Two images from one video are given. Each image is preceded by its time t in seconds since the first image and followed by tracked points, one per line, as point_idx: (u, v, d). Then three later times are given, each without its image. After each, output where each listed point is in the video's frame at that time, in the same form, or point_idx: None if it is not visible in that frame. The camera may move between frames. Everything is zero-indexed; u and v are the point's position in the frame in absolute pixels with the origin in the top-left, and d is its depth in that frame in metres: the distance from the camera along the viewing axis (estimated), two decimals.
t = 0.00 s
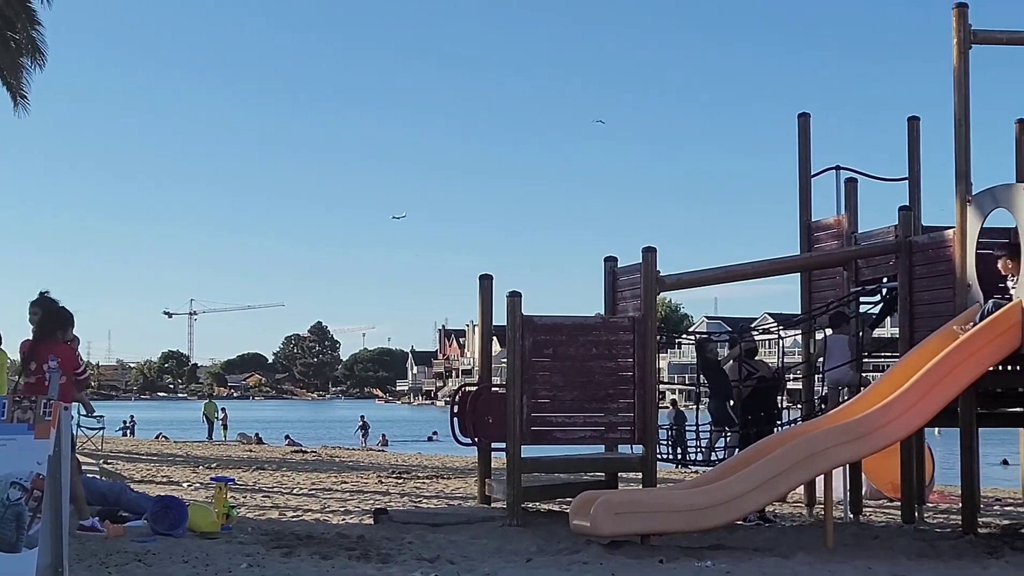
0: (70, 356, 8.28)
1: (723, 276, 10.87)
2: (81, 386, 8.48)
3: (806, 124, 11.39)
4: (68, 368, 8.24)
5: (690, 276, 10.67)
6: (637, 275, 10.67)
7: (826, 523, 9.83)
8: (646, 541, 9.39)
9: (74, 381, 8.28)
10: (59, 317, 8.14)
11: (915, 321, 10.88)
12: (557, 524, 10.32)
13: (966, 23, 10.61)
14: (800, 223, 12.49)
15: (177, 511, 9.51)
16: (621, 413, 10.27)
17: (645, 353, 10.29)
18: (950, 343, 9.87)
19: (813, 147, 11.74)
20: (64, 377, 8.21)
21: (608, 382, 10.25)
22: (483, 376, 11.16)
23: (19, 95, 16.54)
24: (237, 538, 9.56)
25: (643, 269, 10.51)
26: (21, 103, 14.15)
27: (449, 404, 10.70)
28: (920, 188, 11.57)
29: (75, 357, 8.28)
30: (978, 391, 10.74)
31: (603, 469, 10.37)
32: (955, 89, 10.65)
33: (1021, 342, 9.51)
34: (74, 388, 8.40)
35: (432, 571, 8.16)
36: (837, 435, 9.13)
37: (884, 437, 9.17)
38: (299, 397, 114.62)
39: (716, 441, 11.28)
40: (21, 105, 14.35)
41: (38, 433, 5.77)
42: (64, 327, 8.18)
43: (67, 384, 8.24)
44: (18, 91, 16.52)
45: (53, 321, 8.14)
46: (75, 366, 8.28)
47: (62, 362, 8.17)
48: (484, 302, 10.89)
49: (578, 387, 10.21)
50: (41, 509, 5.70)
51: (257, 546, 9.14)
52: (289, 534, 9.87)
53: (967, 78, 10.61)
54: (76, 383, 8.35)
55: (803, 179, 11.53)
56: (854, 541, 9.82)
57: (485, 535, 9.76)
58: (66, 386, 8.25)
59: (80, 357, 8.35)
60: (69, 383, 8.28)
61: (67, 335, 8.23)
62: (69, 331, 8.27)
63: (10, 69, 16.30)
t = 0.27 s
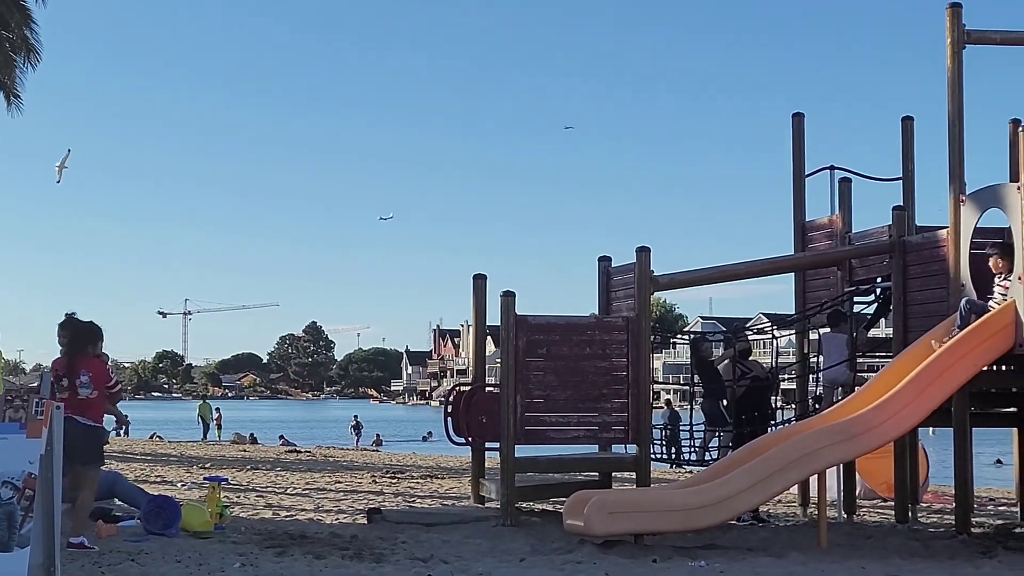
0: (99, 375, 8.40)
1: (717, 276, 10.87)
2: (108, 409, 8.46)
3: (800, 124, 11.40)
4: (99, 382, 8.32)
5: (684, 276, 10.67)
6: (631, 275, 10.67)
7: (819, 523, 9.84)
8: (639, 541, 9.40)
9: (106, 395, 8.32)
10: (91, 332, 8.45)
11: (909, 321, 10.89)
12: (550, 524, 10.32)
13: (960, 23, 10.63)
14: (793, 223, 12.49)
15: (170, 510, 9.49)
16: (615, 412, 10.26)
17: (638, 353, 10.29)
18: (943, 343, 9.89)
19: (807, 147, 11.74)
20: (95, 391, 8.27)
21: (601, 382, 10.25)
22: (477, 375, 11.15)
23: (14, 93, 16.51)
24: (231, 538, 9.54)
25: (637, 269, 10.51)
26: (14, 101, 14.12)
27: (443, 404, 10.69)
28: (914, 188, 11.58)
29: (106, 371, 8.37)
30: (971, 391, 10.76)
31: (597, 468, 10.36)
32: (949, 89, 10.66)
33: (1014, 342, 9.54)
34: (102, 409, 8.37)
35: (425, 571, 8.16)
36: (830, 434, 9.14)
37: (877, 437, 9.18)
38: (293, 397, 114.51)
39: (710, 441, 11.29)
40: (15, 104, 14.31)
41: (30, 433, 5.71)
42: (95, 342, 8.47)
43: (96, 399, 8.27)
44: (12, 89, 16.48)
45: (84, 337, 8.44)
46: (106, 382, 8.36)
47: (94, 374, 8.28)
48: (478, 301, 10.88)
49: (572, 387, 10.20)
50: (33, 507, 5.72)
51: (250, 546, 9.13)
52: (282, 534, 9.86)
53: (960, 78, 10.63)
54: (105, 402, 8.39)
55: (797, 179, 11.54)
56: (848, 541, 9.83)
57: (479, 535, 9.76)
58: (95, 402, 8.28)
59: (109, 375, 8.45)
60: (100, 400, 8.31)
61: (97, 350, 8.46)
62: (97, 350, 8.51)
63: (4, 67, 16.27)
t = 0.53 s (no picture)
0: (133, 377, 8.31)
1: (716, 275, 10.87)
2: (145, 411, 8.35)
3: (799, 123, 11.41)
4: (131, 384, 8.22)
5: (683, 275, 10.68)
6: (630, 274, 10.67)
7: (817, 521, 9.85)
8: (638, 539, 9.40)
9: (139, 396, 8.21)
10: (123, 333, 8.36)
11: (907, 321, 10.89)
12: (548, 522, 10.32)
13: (959, 22, 10.64)
14: (792, 222, 12.50)
15: (170, 507, 9.50)
16: (614, 411, 10.27)
17: (637, 352, 10.29)
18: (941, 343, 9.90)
19: (806, 146, 11.74)
20: (127, 393, 8.19)
21: (600, 380, 10.25)
22: (475, 374, 11.15)
23: (13, 91, 16.49)
24: (229, 536, 9.55)
25: (636, 268, 10.51)
26: (13, 98, 14.10)
27: (442, 402, 10.69)
28: (913, 187, 11.59)
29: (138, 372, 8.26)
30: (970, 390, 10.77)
31: (595, 467, 10.36)
32: (947, 88, 10.67)
33: (1012, 341, 9.56)
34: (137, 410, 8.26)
35: (424, 569, 8.17)
36: (828, 433, 9.14)
37: (875, 435, 9.19)
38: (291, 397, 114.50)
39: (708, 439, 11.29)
40: (14, 100, 14.29)
41: (29, 430, 5.73)
42: (127, 344, 8.37)
43: (129, 400, 8.18)
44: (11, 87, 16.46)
45: (115, 340, 8.37)
46: (139, 383, 8.26)
47: (127, 375, 8.18)
48: (476, 300, 10.88)
49: (571, 386, 10.20)
50: (33, 504, 5.71)
51: (248, 543, 9.13)
52: (281, 532, 9.86)
53: (959, 77, 10.64)
54: (141, 404, 8.28)
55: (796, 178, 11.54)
56: (846, 539, 9.84)
57: (477, 533, 9.77)
58: (129, 403, 8.20)
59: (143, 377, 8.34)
60: (134, 401, 8.22)
61: (129, 352, 8.34)
62: (131, 352, 8.41)
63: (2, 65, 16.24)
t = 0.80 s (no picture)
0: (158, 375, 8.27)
1: (716, 273, 10.87)
2: (173, 409, 8.28)
3: (800, 121, 11.40)
4: (154, 382, 8.17)
5: (684, 273, 10.67)
6: (631, 272, 10.67)
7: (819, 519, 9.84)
8: (639, 537, 9.40)
9: (162, 394, 8.17)
10: (149, 332, 8.35)
11: (909, 319, 10.89)
12: (550, 520, 10.32)
13: (961, 20, 10.64)
14: (794, 220, 12.49)
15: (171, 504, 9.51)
16: (615, 409, 10.26)
17: (639, 349, 10.29)
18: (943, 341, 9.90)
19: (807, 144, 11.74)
20: (150, 391, 8.15)
21: (601, 378, 10.25)
22: (476, 371, 11.15)
23: (13, 88, 16.49)
24: (231, 533, 9.56)
25: (637, 266, 10.50)
26: (15, 97, 14.11)
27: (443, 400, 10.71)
28: (914, 185, 11.59)
29: (161, 370, 8.21)
30: (971, 388, 10.77)
31: (596, 465, 10.36)
32: (949, 86, 10.67)
33: (1013, 339, 9.58)
34: (162, 408, 8.22)
35: (425, 566, 8.17)
36: (829, 431, 9.15)
37: (877, 434, 9.20)
38: (292, 395, 114.55)
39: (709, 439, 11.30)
40: (16, 98, 14.28)
41: (31, 426, 5.74)
42: (153, 343, 8.35)
43: (152, 398, 8.15)
44: (13, 84, 16.47)
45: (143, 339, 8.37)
46: (162, 381, 8.20)
47: (147, 373, 8.16)
48: (477, 297, 10.88)
49: (572, 383, 10.20)
50: (35, 501, 5.70)
51: (249, 540, 9.15)
52: (282, 529, 9.87)
53: (961, 75, 10.64)
54: (166, 402, 8.22)
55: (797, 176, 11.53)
56: (847, 537, 9.84)
57: (478, 531, 9.79)
58: (152, 402, 8.17)
59: (169, 375, 8.28)
60: (157, 400, 8.18)
61: (155, 350, 8.32)
62: (159, 350, 8.38)
63: (3, 62, 16.25)
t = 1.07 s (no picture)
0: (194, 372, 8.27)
1: (721, 272, 10.86)
2: (215, 403, 8.32)
3: (805, 120, 11.39)
4: (190, 380, 8.18)
5: (689, 271, 10.67)
6: (636, 270, 10.66)
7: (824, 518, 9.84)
8: (644, 536, 9.40)
9: (200, 393, 8.18)
10: (176, 331, 8.27)
11: (914, 317, 10.89)
12: (554, 518, 10.32)
13: (966, 19, 10.63)
14: (799, 219, 12.48)
15: (176, 502, 9.51)
16: (619, 407, 10.27)
17: (644, 347, 10.30)
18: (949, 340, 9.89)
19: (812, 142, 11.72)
20: (187, 390, 8.16)
21: (606, 376, 10.24)
22: (481, 370, 11.16)
23: (20, 87, 16.51)
24: (236, 531, 9.57)
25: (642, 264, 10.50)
26: (20, 95, 14.15)
27: (447, 398, 10.71)
28: (919, 183, 11.57)
29: (195, 369, 8.20)
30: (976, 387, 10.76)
31: (600, 463, 10.36)
32: (955, 84, 10.66)
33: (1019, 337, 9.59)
34: (204, 405, 8.25)
35: (430, 564, 8.18)
36: (834, 429, 9.15)
37: (883, 432, 9.19)
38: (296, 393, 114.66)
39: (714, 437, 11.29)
40: (20, 96, 14.32)
41: (37, 423, 5.75)
42: (183, 340, 8.28)
43: (191, 397, 8.18)
44: (18, 83, 16.51)
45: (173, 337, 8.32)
46: (199, 378, 8.20)
47: (182, 374, 8.15)
48: (482, 296, 10.89)
49: (577, 382, 10.20)
50: (40, 498, 5.71)
51: (255, 538, 9.16)
52: (287, 527, 9.89)
53: (966, 74, 10.62)
54: (206, 399, 8.25)
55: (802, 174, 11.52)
56: (852, 536, 9.83)
57: (483, 529, 9.79)
58: (192, 400, 8.20)
59: (205, 371, 8.27)
60: (197, 398, 8.21)
61: (186, 348, 8.27)
62: (191, 346, 8.33)
63: (9, 61, 16.28)
